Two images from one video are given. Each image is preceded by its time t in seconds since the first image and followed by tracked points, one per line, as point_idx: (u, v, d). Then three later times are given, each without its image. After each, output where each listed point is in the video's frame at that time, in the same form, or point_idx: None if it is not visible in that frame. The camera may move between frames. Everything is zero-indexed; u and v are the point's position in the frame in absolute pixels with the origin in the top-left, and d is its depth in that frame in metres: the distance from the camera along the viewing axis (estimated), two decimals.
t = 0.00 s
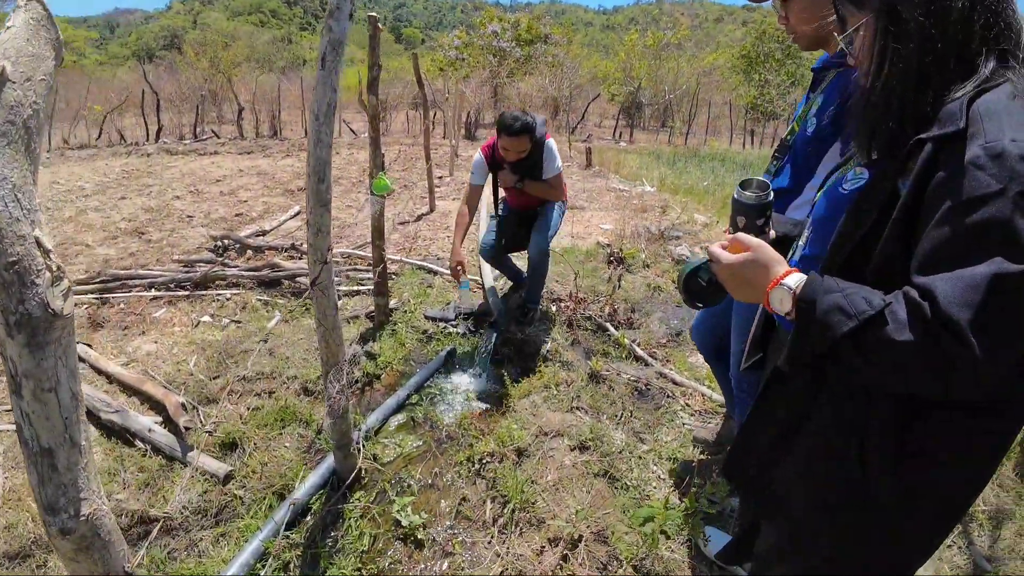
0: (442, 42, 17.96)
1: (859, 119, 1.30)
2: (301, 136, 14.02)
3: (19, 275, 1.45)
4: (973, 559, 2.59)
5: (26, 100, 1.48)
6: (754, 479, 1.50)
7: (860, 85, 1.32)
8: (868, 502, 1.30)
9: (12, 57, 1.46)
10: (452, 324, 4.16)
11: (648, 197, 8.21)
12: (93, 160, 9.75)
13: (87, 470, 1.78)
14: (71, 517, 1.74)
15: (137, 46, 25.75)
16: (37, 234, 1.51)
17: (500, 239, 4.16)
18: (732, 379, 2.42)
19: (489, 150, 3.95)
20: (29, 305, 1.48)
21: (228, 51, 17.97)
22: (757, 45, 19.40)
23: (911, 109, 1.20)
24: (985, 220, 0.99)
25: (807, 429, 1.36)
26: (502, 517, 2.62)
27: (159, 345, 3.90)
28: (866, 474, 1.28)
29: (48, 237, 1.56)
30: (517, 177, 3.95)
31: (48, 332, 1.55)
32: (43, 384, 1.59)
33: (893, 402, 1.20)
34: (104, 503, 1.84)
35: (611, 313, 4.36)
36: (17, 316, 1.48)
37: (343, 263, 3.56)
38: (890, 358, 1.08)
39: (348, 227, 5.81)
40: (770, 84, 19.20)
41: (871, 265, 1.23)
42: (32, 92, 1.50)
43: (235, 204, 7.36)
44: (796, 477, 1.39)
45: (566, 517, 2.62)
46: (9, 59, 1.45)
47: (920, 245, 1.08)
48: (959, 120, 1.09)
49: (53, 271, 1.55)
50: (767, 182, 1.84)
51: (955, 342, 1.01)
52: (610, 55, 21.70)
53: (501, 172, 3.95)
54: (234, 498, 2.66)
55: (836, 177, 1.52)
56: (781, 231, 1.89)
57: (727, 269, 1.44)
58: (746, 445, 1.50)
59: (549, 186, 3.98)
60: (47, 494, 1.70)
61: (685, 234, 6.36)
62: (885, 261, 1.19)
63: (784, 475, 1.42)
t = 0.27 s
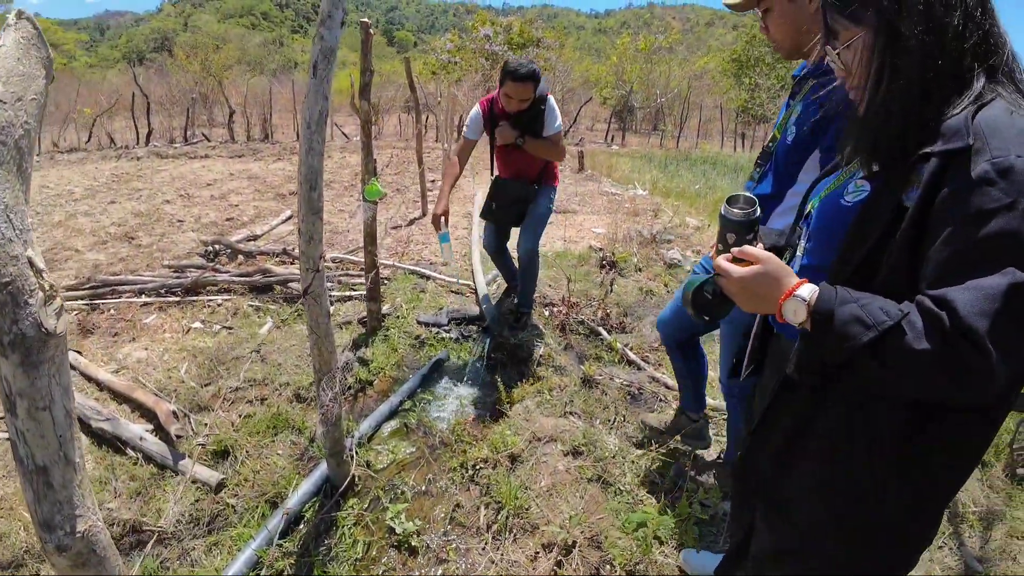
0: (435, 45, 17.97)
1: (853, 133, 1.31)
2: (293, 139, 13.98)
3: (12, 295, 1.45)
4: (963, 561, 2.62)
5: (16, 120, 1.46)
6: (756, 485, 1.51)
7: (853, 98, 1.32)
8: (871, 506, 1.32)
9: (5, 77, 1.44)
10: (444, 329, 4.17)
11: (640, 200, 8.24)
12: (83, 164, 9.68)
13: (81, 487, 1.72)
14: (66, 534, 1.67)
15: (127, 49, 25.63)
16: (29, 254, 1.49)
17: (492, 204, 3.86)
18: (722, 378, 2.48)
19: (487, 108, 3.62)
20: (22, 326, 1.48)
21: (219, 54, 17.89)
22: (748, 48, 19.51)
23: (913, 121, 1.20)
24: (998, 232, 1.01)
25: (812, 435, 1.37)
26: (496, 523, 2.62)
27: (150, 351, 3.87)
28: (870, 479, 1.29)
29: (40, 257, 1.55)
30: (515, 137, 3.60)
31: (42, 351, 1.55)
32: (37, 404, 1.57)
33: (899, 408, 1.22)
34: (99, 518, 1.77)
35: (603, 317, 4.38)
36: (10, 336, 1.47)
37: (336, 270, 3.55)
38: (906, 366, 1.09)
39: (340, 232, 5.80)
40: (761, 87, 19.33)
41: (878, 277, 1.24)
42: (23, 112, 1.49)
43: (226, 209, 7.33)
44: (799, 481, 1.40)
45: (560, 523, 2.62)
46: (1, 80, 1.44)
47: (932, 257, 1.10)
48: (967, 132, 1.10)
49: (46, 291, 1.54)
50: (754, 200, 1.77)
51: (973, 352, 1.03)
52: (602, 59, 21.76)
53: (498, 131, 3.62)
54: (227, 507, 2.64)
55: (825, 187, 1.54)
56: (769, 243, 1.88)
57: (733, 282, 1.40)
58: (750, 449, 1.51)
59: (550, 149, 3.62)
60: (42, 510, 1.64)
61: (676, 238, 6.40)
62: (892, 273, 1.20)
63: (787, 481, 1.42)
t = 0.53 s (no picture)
0: (429, 49, 17.98)
1: (877, 139, 1.34)
2: (287, 143, 13.96)
3: (24, 305, 1.48)
4: (960, 560, 2.64)
5: (27, 129, 1.49)
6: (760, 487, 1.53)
7: (864, 105, 1.35)
8: (875, 504, 1.36)
9: (14, 85, 1.46)
10: (441, 333, 4.17)
11: (635, 204, 8.27)
12: (75, 168, 9.62)
13: (91, 495, 1.83)
14: (76, 542, 1.79)
15: (120, 52, 25.53)
16: (39, 264, 1.54)
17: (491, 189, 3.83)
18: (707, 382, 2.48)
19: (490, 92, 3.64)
20: (33, 335, 1.52)
21: (213, 57, 17.84)
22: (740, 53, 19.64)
23: (928, 128, 1.24)
24: (1016, 235, 1.05)
25: (822, 438, 1.39)
26: (495, 527, 2.62)
27: (145, 357, 3.86)
28: (878, 479, 1.33)
29: (50, 266, 1.59)
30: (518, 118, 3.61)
31: (53, 361, 1.60)
32: (48, 413, 1.63)
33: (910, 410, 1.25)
34: (108, 527, 1.90)
35: (600, 321, 4.39)
36: (22, 345, 1.52)
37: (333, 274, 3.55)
38: (932, 366, 1.11)
39: (336, 236, 5.79)
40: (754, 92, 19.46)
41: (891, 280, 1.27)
42: (33, 120, 1.51)
43: (221, 213, 7.31)
44: (809, 483, 1.42)
45: (560, 526, 2.63)
46: (11, 87, 1.46)
47: (950, 258, 1.13)
48: (983, 139, 1.14)
49: (56, 300, 1.58)
50: (758, 208, 1.80)
51: (997, 348, 1.06)
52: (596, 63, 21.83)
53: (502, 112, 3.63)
54: (225, 513, 2.64)
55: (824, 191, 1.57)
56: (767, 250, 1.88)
57: (753, 288, 1.39)
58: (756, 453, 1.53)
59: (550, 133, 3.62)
60: (54, 519, 1.74)
61: (671, 241, 6.43)
62: (907, 275, 1.22)
63: (794, 482, 1.45)
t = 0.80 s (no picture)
0: (424, 54, 18.03)
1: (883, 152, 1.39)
2: (282, 147, 13.95)
3: (32, 328, 1.54)
4: (951, 562, 2.67)
5: (33, 156, 1.53)
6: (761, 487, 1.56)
7: (865, 118, 1.40)
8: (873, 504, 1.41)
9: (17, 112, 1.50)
10: (437, 339, 4.19)
11: (629, 209, 8.32)
12: (68, 173, 9.58)
13: (98, 510, 1.89)
14: (83, 557, 1.85)
15: (114, 56, 25.47)
16: (46, 287, 1.59)
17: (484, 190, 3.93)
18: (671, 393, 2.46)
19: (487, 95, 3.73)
20: (42, 356, 1.58)
21: (207, 62, 17.81)
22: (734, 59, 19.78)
23: (924, 143, 1.28)
24: (1011, 251, 1.13)
25: (824, 441, 1.43)
26: (491, 533, 2.63)
27: (140, 364, 3.86)
28: (879, 481, 1.38)
29: (57, 289, 1.64)
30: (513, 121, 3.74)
31: (61, 381, 1.65)
32: (56, 431, 1.69)
33: (913, 415, 1.29)
34: (112, 542, 1.95)
35: (594, 326, 4.42)
36: (30, 367, 1.57)
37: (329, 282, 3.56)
38: (937, 371, 1.18)
39: (331, 243, 5.81)
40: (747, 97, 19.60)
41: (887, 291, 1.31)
42: (38, 147, 1.55)
43: (215, 218, 7.31)
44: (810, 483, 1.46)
45: (554, 533, 2.64)
46: (15, 114, 1.49)
47: (950, 272, 1.18)
48: (978, 161, 1.20)
49: (64, 323, 1.64)
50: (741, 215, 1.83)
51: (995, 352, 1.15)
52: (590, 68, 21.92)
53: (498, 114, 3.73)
54: (221, 521, 2.64)
55: (811, 202, 1.60)
56: (755, 256, 1.88)
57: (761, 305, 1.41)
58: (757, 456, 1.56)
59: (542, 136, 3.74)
60: (61, 536, 1.80)
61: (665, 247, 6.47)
62: (905, 286, 1.26)
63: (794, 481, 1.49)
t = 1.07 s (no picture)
0: (420, 58, 18.05)
1: (864, 153, 1.40)
2: (278, 151, 13.93)
3: (33, 334, 1.53)
4: (947, 564, 2.68)
5: (33, 162, 1.55)
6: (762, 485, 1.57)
7: (846, 120, 1.41)
8: (873, 494, 1.45)
9: (19, 119, 1.53)
10: (434, 343, 4.18)
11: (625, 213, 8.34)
12: (64, 176, 9.55)
13: (97, 516, 1.90)
14: (82, 562, 1.86)
15: (109, 59, 25.41)
16: (47, 293, 1.58)
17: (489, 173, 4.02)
18: (656, 390, 2.54)
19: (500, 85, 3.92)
20: (41, 363, 1.56)
21: (203, 65, 17.78)
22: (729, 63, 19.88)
23: (904, 141, 1.28)
24: (1000, 241, 1.17)
25: (826, 436, 1.45)
26: (488, 537, 2.63)
27: (136, 369, 3.84)
28: (879, 471, 1.41)
29: (56, 295, 1.63)
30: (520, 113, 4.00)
31: (60, 387, 1.64)
32: (55, 438, 1.68)
33: (912, 404, 1.33)
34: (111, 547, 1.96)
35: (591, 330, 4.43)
36: (30, 373, 1.56)
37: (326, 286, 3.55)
38: (942, 359, 1.21)
39: (328, 246, 5.80)
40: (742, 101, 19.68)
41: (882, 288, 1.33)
42: (38, 153, 1.57)
43: (211, 222, 7.29)
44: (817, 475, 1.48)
45: (552, 537, 2.64)
46: (16, 121, 1.52)
47: (941, 267, 1.21)
48: (961, 160, 1.22)
49: (63, 327, 1.62)
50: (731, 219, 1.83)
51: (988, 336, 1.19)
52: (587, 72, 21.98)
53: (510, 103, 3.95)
54: (217, 527, 2.63)
55: (799, 202, 1.60)
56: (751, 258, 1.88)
57: (764, 317, 1.42)
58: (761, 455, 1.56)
59: (535, 137, 4.13)
60: (59, 541, 1.81)
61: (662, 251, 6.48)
62: (900, 282, 1.29)
63: (796, 476, 1.51)
